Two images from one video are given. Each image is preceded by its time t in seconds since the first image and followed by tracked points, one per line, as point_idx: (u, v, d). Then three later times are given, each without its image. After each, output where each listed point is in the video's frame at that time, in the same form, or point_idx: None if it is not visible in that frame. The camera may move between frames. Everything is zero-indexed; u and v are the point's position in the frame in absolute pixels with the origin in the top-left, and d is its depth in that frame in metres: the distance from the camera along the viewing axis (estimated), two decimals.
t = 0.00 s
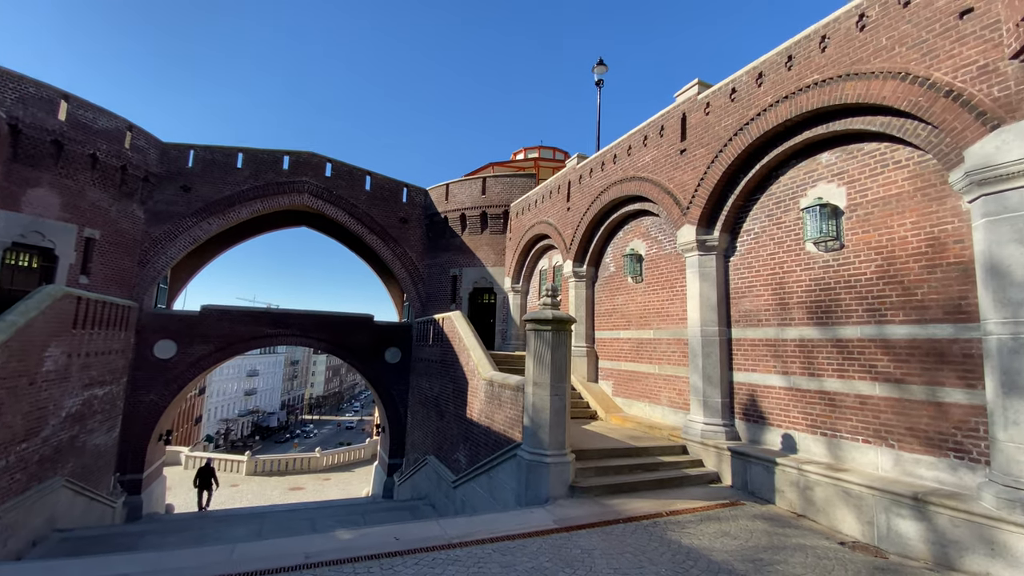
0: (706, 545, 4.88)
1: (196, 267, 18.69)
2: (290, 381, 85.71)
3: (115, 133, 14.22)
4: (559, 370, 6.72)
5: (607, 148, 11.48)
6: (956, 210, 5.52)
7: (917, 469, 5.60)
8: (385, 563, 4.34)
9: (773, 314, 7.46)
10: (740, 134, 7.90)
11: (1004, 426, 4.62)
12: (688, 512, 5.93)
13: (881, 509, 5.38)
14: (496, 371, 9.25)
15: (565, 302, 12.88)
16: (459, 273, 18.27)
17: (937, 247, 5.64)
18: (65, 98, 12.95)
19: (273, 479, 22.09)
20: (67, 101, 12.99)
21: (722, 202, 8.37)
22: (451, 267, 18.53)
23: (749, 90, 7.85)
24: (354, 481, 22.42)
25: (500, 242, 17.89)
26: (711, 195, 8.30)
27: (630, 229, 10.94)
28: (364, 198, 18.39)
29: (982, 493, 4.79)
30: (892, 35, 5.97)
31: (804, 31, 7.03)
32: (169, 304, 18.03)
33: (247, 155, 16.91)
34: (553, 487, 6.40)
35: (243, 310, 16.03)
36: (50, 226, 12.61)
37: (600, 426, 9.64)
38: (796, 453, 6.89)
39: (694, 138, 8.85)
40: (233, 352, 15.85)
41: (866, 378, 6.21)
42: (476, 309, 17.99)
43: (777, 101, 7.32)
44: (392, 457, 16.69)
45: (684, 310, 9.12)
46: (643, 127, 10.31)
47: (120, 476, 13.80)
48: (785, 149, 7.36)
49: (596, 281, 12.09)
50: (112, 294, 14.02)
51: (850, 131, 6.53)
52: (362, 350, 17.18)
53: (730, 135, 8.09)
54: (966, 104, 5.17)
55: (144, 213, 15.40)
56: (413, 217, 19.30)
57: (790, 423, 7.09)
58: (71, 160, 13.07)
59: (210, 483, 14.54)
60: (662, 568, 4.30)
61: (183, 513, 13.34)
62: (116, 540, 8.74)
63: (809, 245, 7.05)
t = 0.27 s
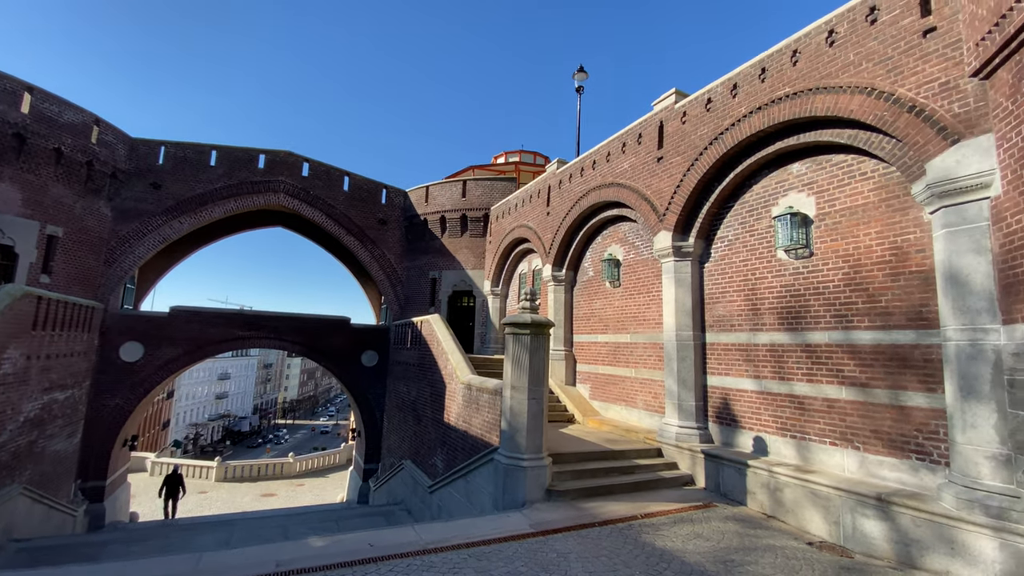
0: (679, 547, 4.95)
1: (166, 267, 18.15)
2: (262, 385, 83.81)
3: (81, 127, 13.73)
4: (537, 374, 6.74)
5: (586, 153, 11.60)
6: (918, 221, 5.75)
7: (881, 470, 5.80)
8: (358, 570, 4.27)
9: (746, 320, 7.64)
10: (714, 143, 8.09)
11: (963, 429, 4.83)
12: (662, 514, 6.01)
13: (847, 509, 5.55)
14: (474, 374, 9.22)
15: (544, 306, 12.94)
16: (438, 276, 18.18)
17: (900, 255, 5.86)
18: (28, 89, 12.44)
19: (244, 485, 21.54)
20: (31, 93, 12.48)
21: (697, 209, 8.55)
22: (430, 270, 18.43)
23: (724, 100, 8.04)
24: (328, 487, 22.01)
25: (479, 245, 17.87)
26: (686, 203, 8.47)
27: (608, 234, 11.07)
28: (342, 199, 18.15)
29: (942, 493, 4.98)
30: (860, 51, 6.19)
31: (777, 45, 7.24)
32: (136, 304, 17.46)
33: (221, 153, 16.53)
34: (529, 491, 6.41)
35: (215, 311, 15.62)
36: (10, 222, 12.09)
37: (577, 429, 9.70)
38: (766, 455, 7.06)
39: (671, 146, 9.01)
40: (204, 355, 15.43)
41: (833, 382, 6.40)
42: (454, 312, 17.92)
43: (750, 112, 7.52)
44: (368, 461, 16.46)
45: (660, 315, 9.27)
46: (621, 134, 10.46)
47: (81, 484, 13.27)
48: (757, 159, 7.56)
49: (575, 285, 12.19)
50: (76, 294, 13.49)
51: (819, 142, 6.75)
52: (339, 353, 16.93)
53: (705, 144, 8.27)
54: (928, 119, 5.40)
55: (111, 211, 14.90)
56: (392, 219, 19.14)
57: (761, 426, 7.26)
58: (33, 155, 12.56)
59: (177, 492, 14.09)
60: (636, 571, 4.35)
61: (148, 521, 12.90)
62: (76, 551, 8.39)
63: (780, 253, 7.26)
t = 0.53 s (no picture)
0: (651, 550, 5.02)
1: (131, 265, 17.54)
2: (232, 388, 81.52)
3: (42, 119, 13.19)
4: (513, 378, 6.76)
5: (564, 159, 11.71)
6: (880, 232, 5.99)
7: (843, 473, 6.00)
8: None
9: (717, 325, 7.82)
10: (688, 153, 8.27)
11: (921, 432, 5.04)
12: (634, 517, 6.08)
13: (812, 510, 5.72)
14: (450, 378, 9.17)
15: (521, 310, 12.98)
16: (415, 278, 18.05)
17: (863, 265, 6.10)
18: None
19: (210, 492, 20.88)
20: None
21: (671, 217, 8.72)
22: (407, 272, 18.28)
23: (698, 111, 8.23)
24: (299, 493, 21.52)
25: (457, 248, 17.82)
26: (661, 210, 8.62)
27: (585, 239, 11.19)
28: (317, 199, 17.85)
29: (901, 494, 5.19)
30: (827, 67, 6.43)
31: (749, 59, 7.46)
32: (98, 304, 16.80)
33: (192, 149, 16.09)
34: (504, 495, 6.40)
35: (183, 312, 15.16)
36: None
37: (553, 433, 9.74)
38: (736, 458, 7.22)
39: (647, 154, 9.18)
40: (170, 357, 14.93)
41: (800, 387, 6.59)
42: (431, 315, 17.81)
43: (723, 123, 7.72)
44: (341, 467, 16.17)
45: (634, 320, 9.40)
46: (599, 141, 10.60)
47: (35, 492, 12.66)
48: (729, 169, 7.76)
49: (552, 289, 12.26)
50: (33, 293, 12.90)
51: (788, 154, 6.97)
52: (312, 356, 16.62)
53: (679, 153, 8.45)
54: (889, 135, 5.64)
55: (73, 206, 14.33)
56: (368, 220, 18.93)
57: (731, 430, 7.42)
58: None
59: (139, 501, 13.58)
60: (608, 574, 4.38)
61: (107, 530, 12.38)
62: (27, 562, 7.99)
63: (750, 261, 7.46)
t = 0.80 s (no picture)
0: (621, 552, 5.07)
1: (91, 263, 16.84)
2: (197, 391, 78.95)
3: None
4: (487, 381, 6.74)
5: (542, 164, 11.79)
6: (843, 241, 6.22)
7: (807, 474, 6.19)
8: None
9: (688, 330, 7.98)
10: (662, 160, 8.44)
11: (879, 435, 5.24)
12: (606, 519, 6.14)
13: (777, 511, 5.87)
14: (424, 381, 9.09)
15: (497, 313, 12.98)
16: (390, 280, 17.86)
17: (826, 273, 6.32)
18: None
19: (172, 498, 20.15)
20: None
21: (645, 223, 8.86)
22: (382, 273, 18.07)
23: (673, 120, 8.41)
24: (267, 499, 20.96)
25: (434, 250, 17.71)
26: (636, 216, 8.76)
27: (561, 244, 11.28)
28: (291, 198, 17.50)
29: (860, 494, 5.38)
30: (795, 82, 6.65)
31: (722, 71, 7.66)
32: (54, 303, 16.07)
33: (159, 144, 15.58)
34: (476, 499, 6.38)
35: (146, 312, 14.63)
36: None
37: (527, 436, 9.76)
38: (705, 461, 7.37)
39: (623, 161, 9.32)
40: (131, 358, 14.37)
41: (766, 391, 6.78)
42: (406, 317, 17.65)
43: (696, 132, 7.90)
44: (310, 471, 15.83)
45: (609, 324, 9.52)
46: (576, 147, 10.71)
47: None
48: (701, 178, 7.94)
49: (528, 293, 12.30)
50: None
51: (757, 164, 7.19)
52: (282, 358, 16.24)
53: (654, 161, 8.61)
54: (852, 149, 5.87)
55: (29, 200, 13.68)
56: (343, 220, 18.66)
57: (701, 432, 7.57)
58: None
59: (95, 510, 13.02)
60: None
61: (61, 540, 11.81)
62: None
63: (720, 267, 7.63)
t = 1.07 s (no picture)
0: (592, 556, 5.11)
1: (49, 260, 16.11)
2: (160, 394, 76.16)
3: None
4: (462, 385, 6.71)
5: (520, 169, 11.84)
6: (808, 251, 6.44)
7: (773, 476, 6.36)
8: None
9: (660, 335, 8.12)
10: (637, 169, 8.58)
11: (841, 438, 5.43)
12: (578, 523, 6.17)
13: (744, 514, 6.01)
14: (397, 385, 8.99)
15: (473, 317, 12.95)
16: (365, 282, 17.62)
17: (793, 281, 6.52)
18: None
19: (132, 506, 19.36)
20: None
21: (620, 229, 8.99)
22: (357, 275, 17.83)
23: (648, 129, 8.57)
24: (232, 506, 20.33)
25: (410, 253, 17.56)
26: (611, 223, 8.89)
27: (538, 248, 11.35)
28: (263, 197, 17.11)
29: (823, 496, 5.56)
30: (765, 96, 6.87)
31: (696, 83, 7.85)
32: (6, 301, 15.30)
33: (124, 138, 15.05)
34: (449, 505, 6.33)
35: (107, 312, 14.07)
36: None
37: (501, 441, 9.75)
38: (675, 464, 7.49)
39: (599, 168, 9.44)
40: (90, 360, 13.79)
41: (735, 395, 6.94)
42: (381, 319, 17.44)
43: (670, 142, 8.07)
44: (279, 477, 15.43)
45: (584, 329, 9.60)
46: (553, 153, 10.80)
47: None
48: (675, 186, 8.11)
49: (505, 297, 12.32)
50: None
51: (728, 174, 7.38)
52: (251, 361, 15.83)
53: (629, 169, 8.75)
54: (818, 162, 6.08)
55: None
56: (317, 221, 18.34)
57: (672, 436, 7.70)
58: None
59: (48, 520, 12.41)
60: None
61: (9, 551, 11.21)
62: None
63: (692, 274, 7.79)
